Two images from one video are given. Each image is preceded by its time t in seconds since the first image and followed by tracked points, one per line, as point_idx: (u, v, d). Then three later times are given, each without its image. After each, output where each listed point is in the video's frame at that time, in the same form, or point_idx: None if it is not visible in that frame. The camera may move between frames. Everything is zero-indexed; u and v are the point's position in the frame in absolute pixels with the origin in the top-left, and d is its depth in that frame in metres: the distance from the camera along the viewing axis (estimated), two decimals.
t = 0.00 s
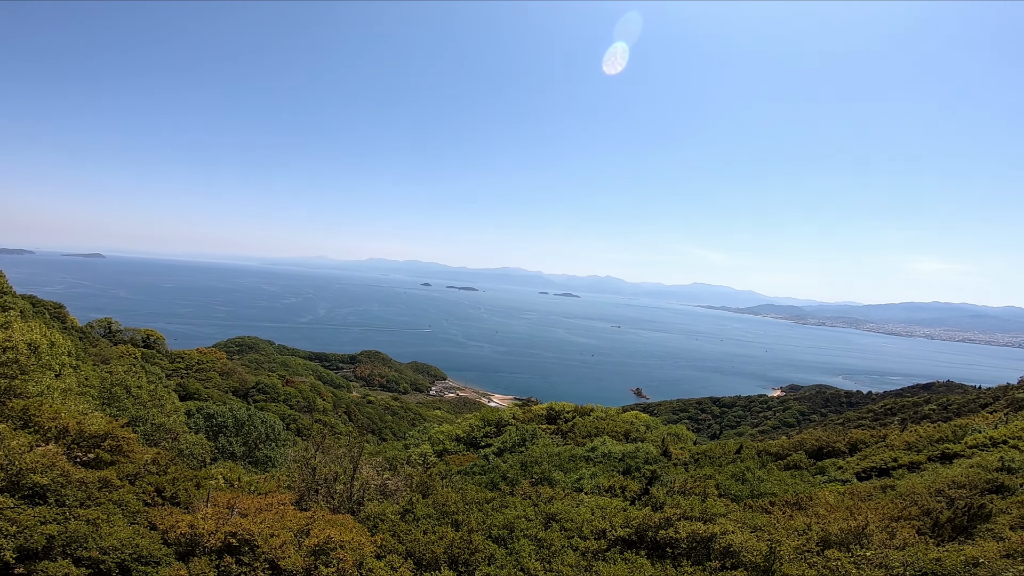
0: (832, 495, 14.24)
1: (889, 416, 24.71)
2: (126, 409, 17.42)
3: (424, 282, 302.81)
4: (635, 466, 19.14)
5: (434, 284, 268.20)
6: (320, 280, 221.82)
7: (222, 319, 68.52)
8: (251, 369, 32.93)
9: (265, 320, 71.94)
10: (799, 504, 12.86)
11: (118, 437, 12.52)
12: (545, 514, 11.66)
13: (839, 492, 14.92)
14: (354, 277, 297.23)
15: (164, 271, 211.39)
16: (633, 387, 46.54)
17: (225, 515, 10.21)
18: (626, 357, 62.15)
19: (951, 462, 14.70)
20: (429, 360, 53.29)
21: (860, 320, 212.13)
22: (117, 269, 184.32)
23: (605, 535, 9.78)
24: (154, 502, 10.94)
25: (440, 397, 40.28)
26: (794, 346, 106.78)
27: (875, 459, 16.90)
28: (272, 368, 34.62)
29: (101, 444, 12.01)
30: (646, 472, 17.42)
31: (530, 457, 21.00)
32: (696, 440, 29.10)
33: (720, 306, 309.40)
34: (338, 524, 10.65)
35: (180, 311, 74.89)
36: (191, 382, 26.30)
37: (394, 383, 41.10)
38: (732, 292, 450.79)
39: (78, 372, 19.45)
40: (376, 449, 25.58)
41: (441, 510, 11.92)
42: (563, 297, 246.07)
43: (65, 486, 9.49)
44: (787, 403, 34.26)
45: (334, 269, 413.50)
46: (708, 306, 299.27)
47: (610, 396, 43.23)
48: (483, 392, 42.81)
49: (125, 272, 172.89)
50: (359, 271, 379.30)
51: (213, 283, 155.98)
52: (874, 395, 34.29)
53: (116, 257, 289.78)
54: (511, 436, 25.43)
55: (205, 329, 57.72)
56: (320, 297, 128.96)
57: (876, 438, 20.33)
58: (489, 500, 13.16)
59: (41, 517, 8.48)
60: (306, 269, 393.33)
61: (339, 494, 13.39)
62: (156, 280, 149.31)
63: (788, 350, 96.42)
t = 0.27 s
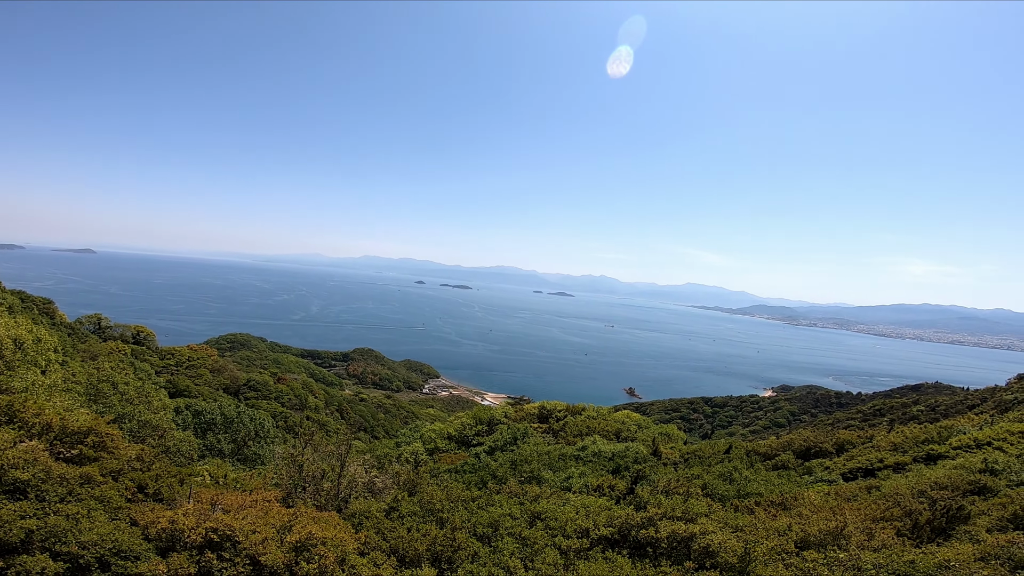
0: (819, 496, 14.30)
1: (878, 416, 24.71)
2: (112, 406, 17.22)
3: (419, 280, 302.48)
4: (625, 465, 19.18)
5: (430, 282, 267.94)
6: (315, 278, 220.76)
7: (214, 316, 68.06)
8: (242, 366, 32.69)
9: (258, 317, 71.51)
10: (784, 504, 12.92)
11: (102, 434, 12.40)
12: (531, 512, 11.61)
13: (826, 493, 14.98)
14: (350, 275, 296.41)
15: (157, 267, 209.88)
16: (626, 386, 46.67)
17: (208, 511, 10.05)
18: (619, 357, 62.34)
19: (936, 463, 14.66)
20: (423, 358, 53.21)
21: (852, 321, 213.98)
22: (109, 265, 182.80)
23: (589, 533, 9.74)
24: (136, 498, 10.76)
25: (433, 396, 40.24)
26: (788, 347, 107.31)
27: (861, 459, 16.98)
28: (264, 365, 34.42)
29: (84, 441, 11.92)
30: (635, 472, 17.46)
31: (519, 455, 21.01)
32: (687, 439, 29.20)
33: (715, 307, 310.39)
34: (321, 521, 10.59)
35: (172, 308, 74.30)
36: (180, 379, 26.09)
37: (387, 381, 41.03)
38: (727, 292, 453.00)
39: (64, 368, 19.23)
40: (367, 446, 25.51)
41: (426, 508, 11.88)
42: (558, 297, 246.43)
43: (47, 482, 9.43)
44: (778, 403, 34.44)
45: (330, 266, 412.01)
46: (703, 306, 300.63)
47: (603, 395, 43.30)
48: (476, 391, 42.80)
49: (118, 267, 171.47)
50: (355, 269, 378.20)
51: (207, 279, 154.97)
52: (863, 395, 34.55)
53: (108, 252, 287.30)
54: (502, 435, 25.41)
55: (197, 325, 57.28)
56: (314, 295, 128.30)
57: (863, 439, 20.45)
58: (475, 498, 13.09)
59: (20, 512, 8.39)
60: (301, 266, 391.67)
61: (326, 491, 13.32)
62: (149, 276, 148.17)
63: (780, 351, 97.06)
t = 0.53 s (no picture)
0: (799, 495, 14.43)
1: (862, 416, 24.93)
2: (91, 401, 16.87)
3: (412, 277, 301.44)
4: (610, 463, 19.24)
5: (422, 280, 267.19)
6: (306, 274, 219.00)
7: (201, 312, 67.28)
8: (228, 362, 32.29)
9: (247, 313, 70.76)
10: (764, 502, 13.04)
11: (79, 428, 12.17)
12: (512, 509, 11.54)
13: (806, 492, 15.15)
14: (341, 271, 294.78)
15: (144, 262, 206.97)
16: (615, 385, 46.85)
17: (184, 506, 9.90)
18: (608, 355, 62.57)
19: (914, 463, 14.77)
20: (412, 355, 53.03)
21: (840, 322, 216.70)
22: (95, 259, 180.10)
23: (567, 530, 9.71)
24: (111, 492, 10.54)
25: (422, 393, 40.16)
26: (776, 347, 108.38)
27: (842, 459, 17.17)
28: (251, 362, 34.09)
29: (60, 436, 11.69)
30: (619, 469, 17.52)
31: (506, 453, 21.02)
32: (674, 438, 29.37)
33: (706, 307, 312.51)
34: (300, 516, 10.41)
35: (158, 303, 73.28)
36: (164, 375, 25.68)
37: (376, 378, 40.87)
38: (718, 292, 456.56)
39: (44, 362, 18.83)
40: (354, 443, 25.36)
41: (407, 505, 11.75)
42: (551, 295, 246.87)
43: (19, 476, 9.25)
44: (764, 403, 34.75)
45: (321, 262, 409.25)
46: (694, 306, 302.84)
47: (592, 394, 43.44)
48: (466, 388, 42.75)
49: (103, 262, 168.91)
50: (347, 265, 376.05)
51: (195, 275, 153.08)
52: (848, 396, 34.98)
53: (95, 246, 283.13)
54: (490, 432, 25.40)
55: (183, 321, 56.59)
56: (304, 291, 127.16)
57: (845, 438, 20.69)
58: (458, 495, 13.00)
59: None
60: (292, 262, 388.25)
61: (307, 487, 13.17)
62: (135, 271, 146.01)
63: (768, 351, 98.06)
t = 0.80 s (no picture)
0: (782, 491, 14.56)
1: (846, 412, 25.20)
2: (70, 395, 16.28)
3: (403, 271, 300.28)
4: (595, 458, 19.34)
5: (414, 274, 266.27)
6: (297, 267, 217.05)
7: (188, 305, 66.41)
8: (215, 356, 31.74)
9: (235, 306, 70.00)
10: (746, 498, 13.14)
11: (56, 422, 11.90)
12: (494, 503, 11.36)
13: (788, 488, 15.34)
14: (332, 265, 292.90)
15: (131, 254, 203.58)
16: (604, 381, 47.07)
17: (162, 498, 9.70)
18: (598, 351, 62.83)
19: (893, 460, 14.94)
20: (402, 349, 52.85)
21: (827, 320, 219.61)
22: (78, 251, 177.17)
23: (546, 524, 9.65)
24: (87, 486, 10.28)
25: (412, 387, 40.12)
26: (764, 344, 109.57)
27: (823, 455, 17.36)
28: (238, 355, 33.72)
29: (38, 429, 11.48)
30: (605, 464, 17.60)
31: (493, 448, 21.05)
32: (662, 433, 29.61)
33: (697, 303, 314.75)
34: (279, 510, 10.15)
35: (144, 296, 72.16)
36: (150, 369, 24.98)
37: (366, 373, 40.76)
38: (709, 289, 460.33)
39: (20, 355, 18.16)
40: (342, 438, 25.24)
41: (389, 498, 11.52)
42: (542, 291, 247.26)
43: None
44: (751, 399, 35.09)
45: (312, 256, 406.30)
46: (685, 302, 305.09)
47: (582, 389, 43.62)
48: (455, 383, 42.74)
49: (87, 254, 166.09)
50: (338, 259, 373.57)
51: (183, 267, 151.06)
52: (833, 392, 35.41)
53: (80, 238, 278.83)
54: (478, 427, 25.40)
55: (169, 314, 55.80)
56: (294, 285, 126.03)
57: (827, 435, 20.94)
58: (441, 489, 12.85)
59: None
60: (283, 256, 384.31)
61: (290, 481, 13.03)
62: (121, 263, 143.65)
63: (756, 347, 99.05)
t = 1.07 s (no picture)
0: (766, 487, 14.65)
1: (830, 407, 25.49)
2: (45, 390, 14.53)
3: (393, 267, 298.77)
4: (583, 454, 19.36)
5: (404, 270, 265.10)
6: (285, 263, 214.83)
7: (172, 302, 65.22)
8: (200, 353, 31.05)
9: (221, 303, 69.02)
10: (730, 493, 13.23)
11: (31, 417, 10.94)
12: (478, 498, 11.11)
13: (771, 482, 15.51)
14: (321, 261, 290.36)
15: (114, 250, 199.76)
16: (594, 376, 47.24)
17: (139, 494, 9.02)
18: (587, 347, 63.12)
19: (874, 455, 15.13)
20: (392, 346, 52.57)
21: (814, 316, 222.85)
22: (58, 247, 173.25)
23: (525, 519, 9.51)
24: (64, 483, 9.49)
25: (401, 384, 39.97)
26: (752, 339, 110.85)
27: (807, 451, 17.53)
28: (224, 352, 33.14)
29: (13, 424, 10.58)
30: (592, 460, 17.61)
31: (480, 444, 21.02)
32: (649, 429, 29.77)
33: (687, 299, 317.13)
34: (260, 505, 9.66)
35: (127, 293, 70.80)
36: (134, 367, 23.75)
37: (354, 369, 40.46)
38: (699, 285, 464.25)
39: None
40: (329, 435, 24.98)
41: (373, 494, 11.09)
42: (533, 287, 247.53)
43: None
44: (738, 394, 35.45)
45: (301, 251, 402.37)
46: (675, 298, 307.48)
47: (572, 385, 43.72)
48: (445, 379, 42.67)
49: (68, 250, 162.39)
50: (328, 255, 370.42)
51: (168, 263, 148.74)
52: (817, 387, 35.93)
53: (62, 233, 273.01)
54: (467, 423, 25.31)
55: (153, 311, 54.77)
56: (282, 281, 124.67)
57: (810, 430, 21.19)
58: (425, 484, 12.52)
59: None
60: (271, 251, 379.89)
61: (274, 477, 12.70)
62: (104, 259, 140.95)
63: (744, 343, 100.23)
